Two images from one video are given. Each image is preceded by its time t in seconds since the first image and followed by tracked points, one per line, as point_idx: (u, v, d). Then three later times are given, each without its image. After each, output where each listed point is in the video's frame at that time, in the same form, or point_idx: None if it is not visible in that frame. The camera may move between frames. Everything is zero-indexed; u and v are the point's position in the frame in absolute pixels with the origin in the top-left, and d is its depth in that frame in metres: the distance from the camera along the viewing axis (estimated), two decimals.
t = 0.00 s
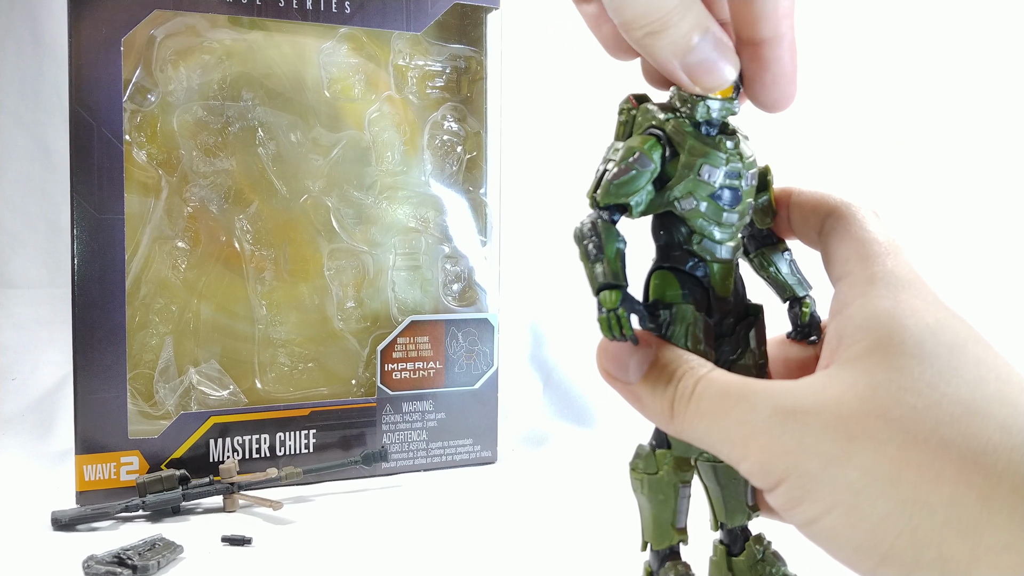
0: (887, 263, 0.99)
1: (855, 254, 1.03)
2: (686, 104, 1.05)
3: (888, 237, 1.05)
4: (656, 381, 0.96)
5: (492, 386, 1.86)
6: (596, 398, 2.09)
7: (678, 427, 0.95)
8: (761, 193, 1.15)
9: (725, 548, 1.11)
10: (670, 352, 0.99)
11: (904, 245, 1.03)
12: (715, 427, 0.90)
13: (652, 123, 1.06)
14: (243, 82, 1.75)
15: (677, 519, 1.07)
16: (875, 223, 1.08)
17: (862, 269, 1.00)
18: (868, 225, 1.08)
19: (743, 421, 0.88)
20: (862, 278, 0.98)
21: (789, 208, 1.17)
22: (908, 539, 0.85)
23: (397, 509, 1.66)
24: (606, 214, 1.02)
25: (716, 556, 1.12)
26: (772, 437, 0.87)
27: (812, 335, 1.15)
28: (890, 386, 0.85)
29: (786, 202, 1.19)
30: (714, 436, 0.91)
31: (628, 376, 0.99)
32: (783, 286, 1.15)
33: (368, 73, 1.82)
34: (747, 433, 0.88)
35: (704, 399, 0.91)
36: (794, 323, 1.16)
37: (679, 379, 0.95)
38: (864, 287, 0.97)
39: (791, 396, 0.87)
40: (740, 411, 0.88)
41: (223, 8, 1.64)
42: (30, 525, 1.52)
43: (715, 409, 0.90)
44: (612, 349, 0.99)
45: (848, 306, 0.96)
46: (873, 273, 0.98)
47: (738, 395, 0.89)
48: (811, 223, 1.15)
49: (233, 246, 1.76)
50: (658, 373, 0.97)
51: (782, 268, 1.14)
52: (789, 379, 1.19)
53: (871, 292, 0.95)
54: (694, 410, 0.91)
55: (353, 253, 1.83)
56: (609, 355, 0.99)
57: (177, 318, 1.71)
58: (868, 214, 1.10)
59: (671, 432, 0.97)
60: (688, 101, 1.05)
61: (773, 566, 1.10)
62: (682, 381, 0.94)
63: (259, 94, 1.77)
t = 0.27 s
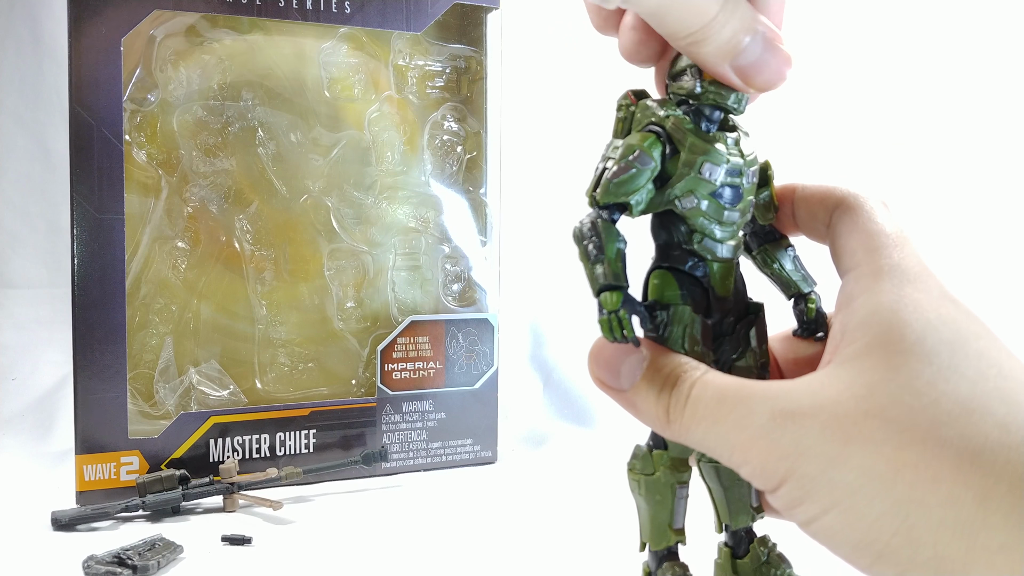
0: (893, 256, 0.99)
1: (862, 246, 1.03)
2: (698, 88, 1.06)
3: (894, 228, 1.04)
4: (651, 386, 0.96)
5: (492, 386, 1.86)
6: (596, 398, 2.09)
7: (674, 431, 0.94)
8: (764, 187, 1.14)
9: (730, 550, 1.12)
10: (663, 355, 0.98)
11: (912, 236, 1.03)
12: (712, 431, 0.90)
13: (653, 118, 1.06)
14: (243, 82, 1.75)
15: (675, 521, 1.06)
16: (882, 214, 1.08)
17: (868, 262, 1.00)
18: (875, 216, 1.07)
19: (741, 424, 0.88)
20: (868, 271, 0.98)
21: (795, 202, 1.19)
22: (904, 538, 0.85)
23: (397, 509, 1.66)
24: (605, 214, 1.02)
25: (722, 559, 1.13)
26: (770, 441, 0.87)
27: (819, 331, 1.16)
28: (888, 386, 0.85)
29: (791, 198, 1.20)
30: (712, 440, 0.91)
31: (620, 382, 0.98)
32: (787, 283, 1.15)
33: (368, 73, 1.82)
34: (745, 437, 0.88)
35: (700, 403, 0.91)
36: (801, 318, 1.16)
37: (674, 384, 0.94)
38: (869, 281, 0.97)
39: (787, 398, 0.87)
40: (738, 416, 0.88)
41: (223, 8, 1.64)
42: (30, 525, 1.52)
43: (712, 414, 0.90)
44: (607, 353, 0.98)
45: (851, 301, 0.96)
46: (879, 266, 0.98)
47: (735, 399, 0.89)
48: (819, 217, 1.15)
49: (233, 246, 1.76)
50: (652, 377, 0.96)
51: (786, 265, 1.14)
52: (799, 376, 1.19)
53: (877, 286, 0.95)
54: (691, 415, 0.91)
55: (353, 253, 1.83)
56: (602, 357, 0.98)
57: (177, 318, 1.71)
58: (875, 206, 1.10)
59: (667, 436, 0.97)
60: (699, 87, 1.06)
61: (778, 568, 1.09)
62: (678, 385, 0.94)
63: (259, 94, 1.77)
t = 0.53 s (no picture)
0: (883, 252, 0.99)
1: (849, 243, 1.03)
2: (700, 85, 1.06)
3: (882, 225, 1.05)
4: (643, 391, 0.96)
5: (492, 387, 1.86)
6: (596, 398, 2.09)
7: (667, 437, 0.94)
8: (743, 182, 1.12)
9: (731, 548, 1.12)
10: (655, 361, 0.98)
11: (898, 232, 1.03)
12: (705, 436, 0.90)
13: (643, 115, 1.05)
14: (243, 82, 1.75)
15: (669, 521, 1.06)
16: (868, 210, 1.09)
17: (858, 258, 1.00)
18: (860, 211, 1.08)
19: (733, 430, 0.88)
20: (857, 270, 0.98)
21: (778, 201, 1.19)
22: (900, 544, 0.85)
23: (396, 509, 1.66)
24: (602, 214, 1.01)
25: (724, 558, 1.13)
26: (765, 448, 0.86)
27: (806, 319, 1.17)
28: (883, 389, 0.85)
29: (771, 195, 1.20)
30: (705, 445, 0.90)
31: (609, 389, 0.99)
32: (770, 275, 1.15)
33: (368, 73, 1.82)
34: (739, 442, 0.88)
35: (692, 408, 0.91)
36: (785, 310, 1.17)
37: (665, 389, 0.94)
38: (858, 280, 0.97)
39: (779, 404, 0.87)
40: (731, 422, 0.88)
41: (223, 9, 1.64)
42: (29, 525, 1.52)
43: (705, 420, 0.89)
44: (594, 360, 0.99)
45: (841, 300, 0.96)
46: (868, 264, 0.98)
47: (727, 405, 0.89)
48: (802, 215, 1.16)
49: (233, 246, 1.76)
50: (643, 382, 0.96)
51: (768, 258, 1.15)
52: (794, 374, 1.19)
53: (866, 285, 0.95)
54: (684, 420, 0.91)
55: (353, 253, 1.83)
56: (590, 363, 1.00)
57: (178, 318, 1.71)
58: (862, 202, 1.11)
59: (659, 441, 0.97)
60: (703, 84, 1.06)
61: (781, 563, 1.09)
62: (669, 391, 0.93)
63: (259, 94, 1.77)
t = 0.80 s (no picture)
0: (891, 258, 0.99)
1: (859, 249, 1.03)
2: (711, 90, 1.06)
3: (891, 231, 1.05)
4: (649, 391, 0.96)
5: (493, 387, 1.86)
6: (596, 398, 2.09)
7: (674, 436, 0.94)
8: (755, 189, 1.14)
9: (736, 554, 1.12)
10: (661, 359, 0.98)
11: (909, 240, 1.03)
12: (712, 436, 0.90)
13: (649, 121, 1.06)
14: (243, 82, 1.75)
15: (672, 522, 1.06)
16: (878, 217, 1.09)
17: (867, 265, 1.00)
18: (871, 218, 1.08)
19: (739, 430, 0.88)
20: (865, 275, 0.98)
21: (791, 209, 1.19)
22: (903, 545, 0.85)
23: (397, 509, 1.66)
24: (604, 214, 1.01)
25: (727, 562, 1.12)
26: (770, 449, 0.87)
27: (820, 329, 1.16)
28: (887, 391, 0.85)
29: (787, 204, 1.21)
30: (712, 445, 0.91)
31: (619, 387, 0.98)
32: (785, 287, 1.15)
33: (368, 73, 1.82)
34: (745, 443, 0.88)
35: (698, 409, 0.91)
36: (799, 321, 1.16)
37: (671, 388, 0.94)
38: (867, 285, 0.97)
39: (786, 405, 0.87)
40: (737, 423, 0.88)
41: (223, 8, 1.64)
42: (30, 525, 1.52)
43: (711, 420, 0.90)
44: (604, 359, 0.98)
45: (847, 305, 0.96)
46: (876, 270, 0.98)
47: (733, 406, 0.89)
48: (817, 221, 1.16)
49: (233, 246, 1.76)
50: (649, 381, 0.96)
51: (782, 266, 1.14)
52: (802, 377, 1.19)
53: (875, 290, 0.95)
54: (690, 420, 0.91)
55: (353, 253, 1.83)
56: (598, 363, 0.98)
57: (177, 318, 1.71)
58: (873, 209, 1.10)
59: (666, 439, 0.97)
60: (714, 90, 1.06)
61: (784, 570, 1.09)
62: (675, 390, 0.93)
63: (259, 94, 1.77)
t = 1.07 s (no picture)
0: (888, 255, 1.00)
1: (854, 245, 1.04)
2: (714, 84, 1.07)
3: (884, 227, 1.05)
4: (646, 392, 0.95)
5: (492, 386, 1.86)
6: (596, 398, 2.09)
7: (670, 438, 0.94)
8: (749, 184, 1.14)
9: (741, 552, 1.12)
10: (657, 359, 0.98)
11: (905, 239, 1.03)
12: (708, 438, 0.90)
13: (647, 118, 1.06)
14: (243, 82, 1.75)
15: (670, 523, 1.06)
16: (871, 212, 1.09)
17: (861, 262, 1.00)
18: (865, 212, 1.09)
19: (735, 432, 0.88)
20: (861, 271, 0.99)
21: (783, 204, 1.20)
22: (904, 548, 0.85)
23: (397, 509, 1.66)
24: (606, 214, 1.01)
25: (733, 562, 1.12)
26: (768, 451, 0.86)
27: (812, 323, 1.17)
28: (884, 393, 0.85)
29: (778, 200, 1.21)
30: (708, 447, 0.90)
31: (612, 388, 1.00)
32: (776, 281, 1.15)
33: (368, 73, 1.82)
34: (742, 445, 0.88)
35: (695, 410, 0.90)
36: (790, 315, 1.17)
37: (667, 389, 0.93)
38: (863, 282, 0.97)
39: (783, 406, 0.87)
40: (734, 424, 0.88)
41: (223, 8, 1.64)
42: (30, 525, 1.52)
43: (708, 421, 0.89)
44: (598, 360, 1.01)
45: (845, 304, 0.97)
46: (871, 265, 0.98)
47: (730, 407, 0.89)
48: (808, 217, 1.16)
49: (233, 246, 1.76)
50: (645, 381, 0.96)
51: (774, 261, 1.15)
52: (799, 374, 1.19)
53: (871, 287, 0.95)
54: (686, 421, 0.91)
55: (353, 253, 1.83)
56: (595, 364, 1.01)
57: (177, 318, 1.71)
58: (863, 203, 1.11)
59: (661, 440, 0.96)
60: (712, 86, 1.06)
61: (790, 566, 1.09)
62: (671, 391, 0.93)
63: (259, 94, 1.77)
